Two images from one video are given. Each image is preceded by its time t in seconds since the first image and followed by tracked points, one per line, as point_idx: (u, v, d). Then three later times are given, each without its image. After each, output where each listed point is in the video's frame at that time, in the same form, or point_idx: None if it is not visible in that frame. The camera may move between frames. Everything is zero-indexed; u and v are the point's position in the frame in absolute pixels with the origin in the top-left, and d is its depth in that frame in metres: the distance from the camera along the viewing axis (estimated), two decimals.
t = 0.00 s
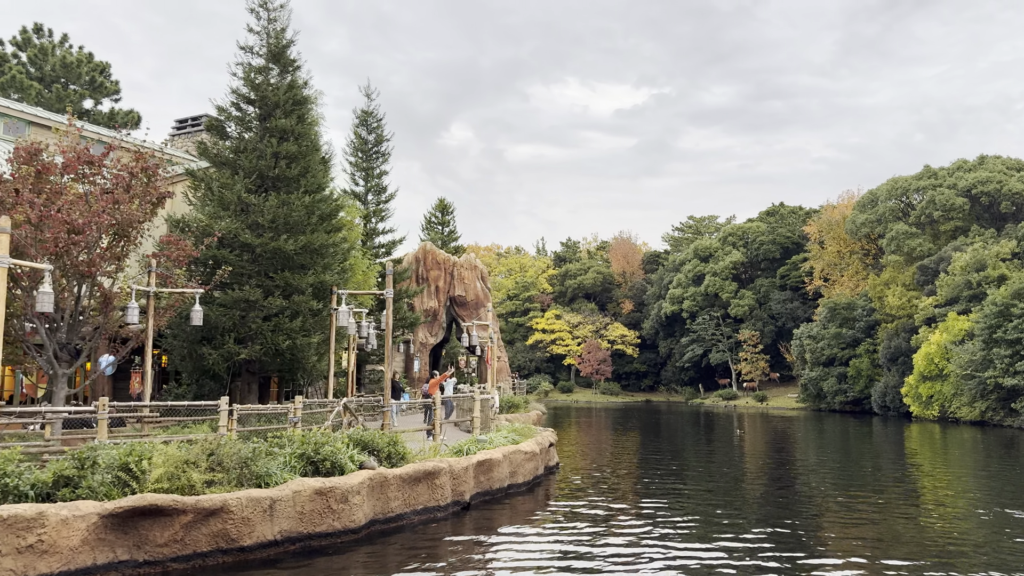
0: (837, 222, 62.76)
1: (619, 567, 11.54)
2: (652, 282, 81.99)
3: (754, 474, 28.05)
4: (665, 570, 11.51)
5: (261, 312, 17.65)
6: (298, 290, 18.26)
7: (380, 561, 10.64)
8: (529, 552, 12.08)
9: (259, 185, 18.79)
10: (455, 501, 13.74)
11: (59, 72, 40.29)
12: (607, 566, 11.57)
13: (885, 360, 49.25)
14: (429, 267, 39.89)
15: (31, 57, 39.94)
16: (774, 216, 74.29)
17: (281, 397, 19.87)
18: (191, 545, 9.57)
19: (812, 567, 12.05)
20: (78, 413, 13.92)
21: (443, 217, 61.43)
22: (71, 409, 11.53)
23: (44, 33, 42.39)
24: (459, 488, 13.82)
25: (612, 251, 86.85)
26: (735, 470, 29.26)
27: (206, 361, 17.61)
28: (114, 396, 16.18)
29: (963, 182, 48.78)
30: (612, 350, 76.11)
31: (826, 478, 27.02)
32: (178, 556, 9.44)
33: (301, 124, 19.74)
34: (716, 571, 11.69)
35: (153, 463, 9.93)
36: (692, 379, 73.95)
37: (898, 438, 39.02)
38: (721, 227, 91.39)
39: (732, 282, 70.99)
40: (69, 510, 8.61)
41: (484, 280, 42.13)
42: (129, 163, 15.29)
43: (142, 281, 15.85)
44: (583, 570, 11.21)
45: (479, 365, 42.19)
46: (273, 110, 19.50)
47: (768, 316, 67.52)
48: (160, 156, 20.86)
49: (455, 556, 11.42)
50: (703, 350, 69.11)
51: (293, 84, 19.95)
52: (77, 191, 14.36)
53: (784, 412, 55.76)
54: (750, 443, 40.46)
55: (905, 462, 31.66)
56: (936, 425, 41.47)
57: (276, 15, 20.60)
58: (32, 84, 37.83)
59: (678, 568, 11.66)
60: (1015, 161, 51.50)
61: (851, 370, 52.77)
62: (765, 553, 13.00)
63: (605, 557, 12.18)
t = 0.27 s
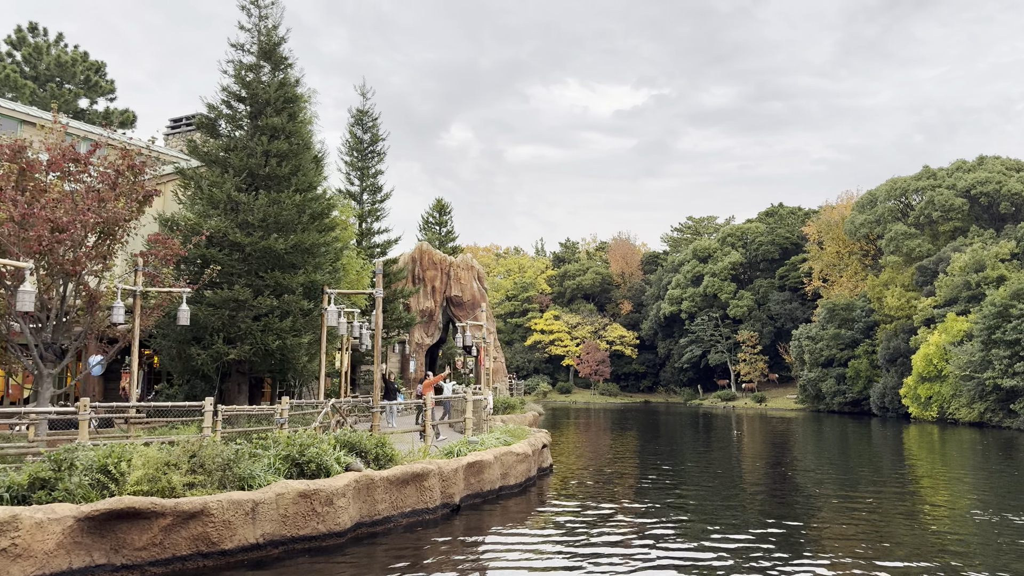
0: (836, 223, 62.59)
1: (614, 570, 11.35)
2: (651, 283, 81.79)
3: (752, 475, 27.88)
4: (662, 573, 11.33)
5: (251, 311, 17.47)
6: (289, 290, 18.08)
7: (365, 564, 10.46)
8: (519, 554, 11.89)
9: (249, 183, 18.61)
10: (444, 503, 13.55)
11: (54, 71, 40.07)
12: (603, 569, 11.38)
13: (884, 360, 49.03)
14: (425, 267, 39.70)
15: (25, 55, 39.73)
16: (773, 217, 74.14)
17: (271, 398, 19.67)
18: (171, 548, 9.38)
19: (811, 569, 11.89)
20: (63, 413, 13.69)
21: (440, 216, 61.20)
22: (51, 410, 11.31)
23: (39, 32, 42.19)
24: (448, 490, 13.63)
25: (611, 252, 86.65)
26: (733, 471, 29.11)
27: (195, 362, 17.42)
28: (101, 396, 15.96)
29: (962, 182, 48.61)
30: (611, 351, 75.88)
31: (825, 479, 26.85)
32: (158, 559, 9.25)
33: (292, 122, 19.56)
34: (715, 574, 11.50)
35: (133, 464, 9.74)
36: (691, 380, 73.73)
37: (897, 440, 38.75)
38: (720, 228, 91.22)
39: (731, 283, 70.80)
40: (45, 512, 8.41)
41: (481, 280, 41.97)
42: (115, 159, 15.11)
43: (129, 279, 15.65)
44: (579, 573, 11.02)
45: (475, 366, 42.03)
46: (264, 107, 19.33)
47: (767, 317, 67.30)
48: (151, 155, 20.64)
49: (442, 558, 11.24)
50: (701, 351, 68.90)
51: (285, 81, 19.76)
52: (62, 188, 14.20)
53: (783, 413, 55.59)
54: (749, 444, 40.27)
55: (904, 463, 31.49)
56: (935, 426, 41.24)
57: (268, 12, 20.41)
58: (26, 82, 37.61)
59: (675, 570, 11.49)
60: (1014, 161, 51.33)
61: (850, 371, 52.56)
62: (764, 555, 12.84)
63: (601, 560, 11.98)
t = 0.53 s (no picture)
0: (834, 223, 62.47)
1: (606, 571, 11.17)
2: (649, 283, 81.59)
3: (748, 476, 27.73)
4: (654, 573, 11.15)
5: (239, 310, 17.28)
6: (278, 289, 17.89)
7: (348, 567, 10.26)
8: (506, 556, 11.70)
9: (238, 181, 18.42)
10: (432, 505, 13.35)
11: (48, 69, 39.84)
12: (593, 570, 11.20)
13: (882, 360, 48.84)
14: (420, 266, 39.52)
15: (19, 54, 39.51)
16: (771, 217, 74.00)
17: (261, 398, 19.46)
18: (148, 551, 9.18)
19: (811, 569, 11.73)
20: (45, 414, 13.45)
21: (437, 216, 60.99)
22: (29, 411, 11.10)
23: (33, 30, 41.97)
24: (436, 492, 13.43)
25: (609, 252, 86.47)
26: (729, 471, 28.97)
27: (182, 361, 17.23)
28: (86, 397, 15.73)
29: (960, 182, 48.48)
30: (609, 351, 75.68)
31: (822, 480, 26.70)
32: (134, 563, 9.05)
33: (282, 119, 19.37)
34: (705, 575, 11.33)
35: (110, 466, 9.54)
36: (689, 380, 73.55)
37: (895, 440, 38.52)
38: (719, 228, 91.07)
39: (729, 283, 70.61)
40: (17, 515, 8.23)
41: (477, 280, 41.82)
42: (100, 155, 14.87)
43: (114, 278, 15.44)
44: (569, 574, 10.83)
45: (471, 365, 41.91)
46: (254, 104, 19.14)
47: (765, 317, 67.11)
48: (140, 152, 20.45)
49: (428, 560, 11.05)
50: (699, 351, 68.71)
51: (275, 78, 19.57)
52: (45, 185, 13.96)
53: (781, 413, 55.43)
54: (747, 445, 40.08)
55: (901, 463, 31.33)
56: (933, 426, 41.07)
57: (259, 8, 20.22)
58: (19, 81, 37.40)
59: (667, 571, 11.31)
60: (1012, 161, 51.21)
61: (848, 371, 52.37)
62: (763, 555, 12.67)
63: (595, 561, 11.78)
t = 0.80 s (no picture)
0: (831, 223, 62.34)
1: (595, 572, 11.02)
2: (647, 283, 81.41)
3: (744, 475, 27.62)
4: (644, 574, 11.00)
5: (227, 309, 17.10)
6: (267, 287, 17.72)
7: (331, 569, 10.09)
8: (494, 557, 11.54)
9: (227, 179, 18.25)
10: (420, 506, 13.17)
11: (41, 68, 39.61)
12: (583, 571, 11.05)
13: (880, 360, 48.67)
14: (415, 266, 39.33)
15: (11, 52, 39.27)
16: (769, 216, 73.86)
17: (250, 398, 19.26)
18: (125, 554, 9.00)
19: (808, 569, 11.61)
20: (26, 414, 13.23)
21: (433, 216, 60.79)
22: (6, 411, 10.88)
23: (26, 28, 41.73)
24: (424, 493, 13.25)
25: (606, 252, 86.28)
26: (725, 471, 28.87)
27: (169, 361, 17.04)
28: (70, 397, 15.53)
29: (957, 182, 48.34)
30: (606, 351, 75.48)
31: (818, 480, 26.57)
32: (110, 566, 8.87)
33: (272, 116, 19.19)
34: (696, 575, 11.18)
35: (87, 467, 9.36)
36: (686, 380, 73.39)
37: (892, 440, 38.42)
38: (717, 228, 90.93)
39: (726, 282, 70.42)
40: None
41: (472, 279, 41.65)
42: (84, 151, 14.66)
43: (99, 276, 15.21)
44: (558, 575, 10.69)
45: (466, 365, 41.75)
46: (243, 101, 18.96)
47: (762, 317, 66.94)
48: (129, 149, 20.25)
49: (413, 562, 10.88)
50: (697, 351, 68.53)
51: (265, 75, 19.38)
52: (27, 182, 13.76)
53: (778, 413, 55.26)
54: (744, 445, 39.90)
55: (898, 463, 31.21)
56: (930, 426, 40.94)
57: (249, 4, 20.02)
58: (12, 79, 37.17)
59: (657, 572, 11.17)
60: (1010, 161, 51.06)
61: (846, 371, 52.19)
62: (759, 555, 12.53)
63: (584, 562, 11.63)
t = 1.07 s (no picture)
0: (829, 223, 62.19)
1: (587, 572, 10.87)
2: (645, 283, 81.25)
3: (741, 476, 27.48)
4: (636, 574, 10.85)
5: (216, 309, 16.92)
6: (256, 287, 17.53)
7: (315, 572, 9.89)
8: (483, 558, 11.38)
9: (216, 177, 18.06)
10: (408, 509, 12.97)
11: (34, 67, 39.33)
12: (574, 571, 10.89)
13: (878, 361, 48.48)
14: (411, 265, 39.14)
15: (4, 51, 38.99)
16: (767, 217, 73.74)
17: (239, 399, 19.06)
18: (102, 558, 8.79)
19: (805, 570, 11.49)
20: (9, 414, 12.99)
21: (430, 216, 60.56)
22: None
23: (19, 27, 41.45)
24: (412, 495, 13.06)
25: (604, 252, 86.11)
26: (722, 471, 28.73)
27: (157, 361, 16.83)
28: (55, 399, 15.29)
29: (956, 182, 48.18)
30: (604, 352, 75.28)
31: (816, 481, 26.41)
32: (86, 570, 8.66)
33: (262, 114, 19.00)
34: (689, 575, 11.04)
35: (64, 469, 9.17)
36: (684, 381, 73.24)
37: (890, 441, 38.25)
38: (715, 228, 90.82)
39: (724, 283, 70.21)
40: None
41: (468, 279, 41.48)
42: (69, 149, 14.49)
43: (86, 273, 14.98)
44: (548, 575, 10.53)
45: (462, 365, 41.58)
46: (232, 99, 18.76)
47: (760, 317, 66.78)
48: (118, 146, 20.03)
49: (400, 564, 10.70)
50: (695, 351, 68.34)
51: (255, 73, 19.17)
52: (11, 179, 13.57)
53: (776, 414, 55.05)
54: (741, 445, 39.74)
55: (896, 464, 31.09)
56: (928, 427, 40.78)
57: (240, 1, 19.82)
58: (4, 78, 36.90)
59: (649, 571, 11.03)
60: (1008, 161, 50.91)
61: (844, 372, 51.99)
62: (755, 556, 12.40)
63: (575, 562, 11.47)
